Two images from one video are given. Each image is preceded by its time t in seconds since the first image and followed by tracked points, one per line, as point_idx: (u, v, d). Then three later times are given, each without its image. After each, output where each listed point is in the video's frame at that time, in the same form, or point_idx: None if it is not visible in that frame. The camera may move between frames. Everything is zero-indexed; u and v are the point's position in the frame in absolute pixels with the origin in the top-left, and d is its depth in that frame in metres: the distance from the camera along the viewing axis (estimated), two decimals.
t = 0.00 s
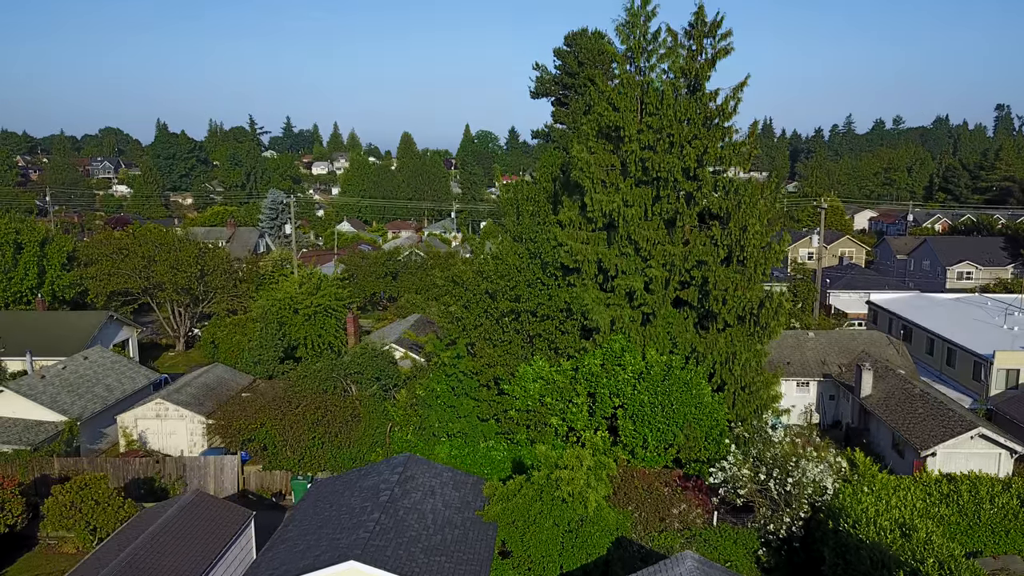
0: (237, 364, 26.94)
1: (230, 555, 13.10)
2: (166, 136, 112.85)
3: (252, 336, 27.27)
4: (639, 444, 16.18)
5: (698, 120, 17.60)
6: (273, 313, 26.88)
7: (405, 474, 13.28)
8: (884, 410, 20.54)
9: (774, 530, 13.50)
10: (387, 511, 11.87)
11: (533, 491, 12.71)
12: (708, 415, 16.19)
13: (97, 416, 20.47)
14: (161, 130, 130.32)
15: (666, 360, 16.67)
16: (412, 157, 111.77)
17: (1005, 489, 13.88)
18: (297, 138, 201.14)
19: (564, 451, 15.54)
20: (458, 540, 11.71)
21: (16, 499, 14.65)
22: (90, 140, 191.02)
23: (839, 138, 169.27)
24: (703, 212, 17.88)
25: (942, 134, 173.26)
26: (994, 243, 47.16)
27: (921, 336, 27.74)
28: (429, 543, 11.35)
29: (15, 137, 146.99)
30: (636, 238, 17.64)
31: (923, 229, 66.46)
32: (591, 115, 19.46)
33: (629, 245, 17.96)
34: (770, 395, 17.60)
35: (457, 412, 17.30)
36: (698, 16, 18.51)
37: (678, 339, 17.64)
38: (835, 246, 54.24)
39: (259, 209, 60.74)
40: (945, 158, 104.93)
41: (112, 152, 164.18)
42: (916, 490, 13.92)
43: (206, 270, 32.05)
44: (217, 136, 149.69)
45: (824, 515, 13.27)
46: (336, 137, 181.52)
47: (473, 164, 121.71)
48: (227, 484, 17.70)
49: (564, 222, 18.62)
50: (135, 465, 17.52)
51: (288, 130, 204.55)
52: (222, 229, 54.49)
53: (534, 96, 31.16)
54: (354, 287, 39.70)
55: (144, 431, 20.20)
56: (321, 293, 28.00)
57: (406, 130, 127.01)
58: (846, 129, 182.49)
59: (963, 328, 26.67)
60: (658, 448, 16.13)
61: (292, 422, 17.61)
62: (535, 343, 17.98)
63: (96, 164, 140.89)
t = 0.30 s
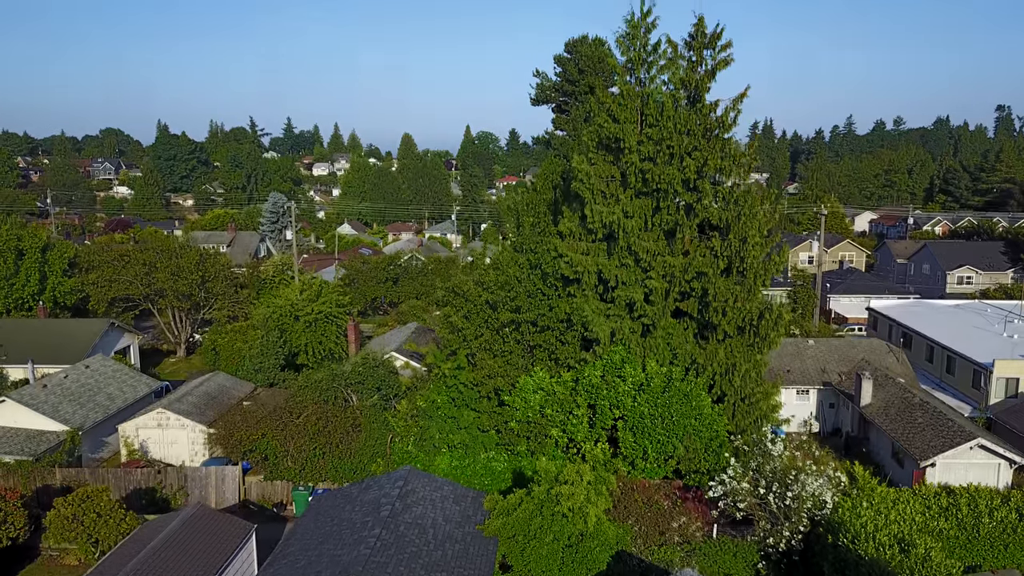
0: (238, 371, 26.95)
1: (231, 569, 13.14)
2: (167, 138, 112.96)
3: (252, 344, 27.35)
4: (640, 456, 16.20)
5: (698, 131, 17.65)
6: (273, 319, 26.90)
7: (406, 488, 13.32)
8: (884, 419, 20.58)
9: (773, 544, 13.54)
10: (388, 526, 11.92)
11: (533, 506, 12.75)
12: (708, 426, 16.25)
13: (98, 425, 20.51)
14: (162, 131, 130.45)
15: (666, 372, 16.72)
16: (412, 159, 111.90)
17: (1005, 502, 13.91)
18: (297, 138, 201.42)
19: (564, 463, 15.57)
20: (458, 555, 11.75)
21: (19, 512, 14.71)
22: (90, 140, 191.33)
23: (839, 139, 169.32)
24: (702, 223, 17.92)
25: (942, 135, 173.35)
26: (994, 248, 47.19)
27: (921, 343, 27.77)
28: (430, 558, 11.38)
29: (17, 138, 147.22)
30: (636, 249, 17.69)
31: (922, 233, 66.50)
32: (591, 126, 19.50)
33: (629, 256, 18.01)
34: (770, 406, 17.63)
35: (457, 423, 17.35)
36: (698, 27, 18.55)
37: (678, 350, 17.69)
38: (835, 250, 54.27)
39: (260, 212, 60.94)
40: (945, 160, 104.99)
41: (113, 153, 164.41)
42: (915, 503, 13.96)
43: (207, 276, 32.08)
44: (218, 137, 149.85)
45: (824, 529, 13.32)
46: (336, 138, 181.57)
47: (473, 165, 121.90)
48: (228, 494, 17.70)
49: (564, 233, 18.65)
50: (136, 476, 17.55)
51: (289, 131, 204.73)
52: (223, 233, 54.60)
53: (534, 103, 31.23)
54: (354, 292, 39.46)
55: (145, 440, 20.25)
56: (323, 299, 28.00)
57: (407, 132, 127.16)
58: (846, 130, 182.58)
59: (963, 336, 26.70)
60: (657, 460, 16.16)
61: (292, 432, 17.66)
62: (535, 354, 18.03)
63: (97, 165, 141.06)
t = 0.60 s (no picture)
0: (239, 379, 26.97)
1: None
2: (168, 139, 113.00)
3: (252, 350, 27.44)
4: (640, 468, 16.24)
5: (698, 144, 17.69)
6: (275, 326, 27.84)
7: (407, 502, 13.38)
8: (885, 429, 20.60)
9: (773, 558, 13.59)
10: (389, 542, 11.96)
11: (534, 520, 12.79)
12: (708, 438, 16.30)
13: (100, 435, 20.58)
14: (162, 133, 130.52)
15: (666, 384, 16.76)
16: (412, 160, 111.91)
17: (1004, 516, 13.95)
18: (297, 139, 201.58)
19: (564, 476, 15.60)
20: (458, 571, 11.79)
21: (21, 525, 14.75)
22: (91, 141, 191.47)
23: (839, 140, 169.22)
24: (702, 235, 17.97)
25: (942, 136, 173.23)
26: (994, 252, 47.21)
27: (921, 351, 27.80)
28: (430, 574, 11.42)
29: (18, 138, 147.47)
30: (636, 261, 17.75)
31: (923, 236, 66.51)
32: (591, 137, 19.55)
33: (629, 267, 18.06)
34: (770, 417, 17.67)
35: (458, 435, 17.37)
36: (698, 39, 18.58)
37: (678, 362, 17.74)
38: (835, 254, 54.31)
39: (261, 215, 61.09)
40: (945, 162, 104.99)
41: (114, 154, 164.52)
42: (915, 517, 13.98)
43: (208, 282, 32.10)
44: (218, 138, 149.95)
45: (823, 543, 13.39)
46: (336, 139, 181.64)
47: (473, 166, 121.92)
48: (229, 505, 17.76)
49: (564, 244, 18.70)
50: (138, 486, 17.59)
51: (290, 132, 205.08)
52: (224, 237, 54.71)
53: (534, 110, 31.28)
54: (355, 297, 39.88)
55: (147, 450, 20.31)
56: (322, 306, 29.11)
57: (407, 133, 127.24)
58: (846, 130, 182.49)
59: (963, 344, 26.73)
60: (657, 472, 16.20)
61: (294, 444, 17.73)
62: (535, 365, 18.09)
63: (98, 166, 141.14)
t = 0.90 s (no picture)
0: (240, 387, 26.98)
1: None
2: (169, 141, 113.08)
3: (253, 358, 27.49)
4: (640, 481, 16.27)
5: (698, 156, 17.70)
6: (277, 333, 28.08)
7: (407, 518, 13.42)
8: (885, 439, 20.64)
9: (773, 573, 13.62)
10: (389, 559, 12.00)
11: (534, 536, 12.79)
12: (708, 450, 16.39)
13: (101, 445, 20.63)
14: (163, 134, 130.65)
15: (666, 396, 16.80)
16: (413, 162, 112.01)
17: (1003, 531, 13.97)
18: (298, 139, 201.75)
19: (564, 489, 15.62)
20: None
21: (23, 538, 14.79)
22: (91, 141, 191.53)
23: (839, 142, 169.32)
24: (702, 247, 17.99)
25: (943, 137, 173.13)
26: (994, 257, 47.23)
27: (921, 359, 27.82)
28: None
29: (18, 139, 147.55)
30: (636, 273, 17.79)
31: (923, 239, 66.52)
32: (592, 149, 19.60)
33: (629, 279, 18.10)
34: (770, 429, 17.69)
35: (459, 448, 17.37)
36: (698, 51, 18.62)
37: (678, 374, 17.78)
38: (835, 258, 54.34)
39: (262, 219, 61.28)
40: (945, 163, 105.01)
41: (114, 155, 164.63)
42: (913, 530, 14.03)
43: (209, 289, 32.15)
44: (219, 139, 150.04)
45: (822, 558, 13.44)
46: (336, 140, 181.69)
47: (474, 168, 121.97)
48: (231, 516, 17.80)
49: (564, 256, 18.73)
50: (139, 498, 17.63)
51: (291, 133, 205.41)
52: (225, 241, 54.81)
53: (535, 117, 31.34)
54: (355, 302, 39.94)
55: (148, 459, 20.37)
56: (323, 314, 29.31)
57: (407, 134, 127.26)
58: (847, 130, 182.52)
59: (963, 352, 26.74)
60: (657, 484, 16.23)
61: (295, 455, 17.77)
62: (535, 377, 18.14)
63: (99, 166, 141.23)
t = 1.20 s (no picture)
0: (241, 395, 27.02)
1: None
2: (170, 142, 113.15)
3: (254, 367, 27.54)
4: (640, 494, 16.31)
5: (698, 169, 17.71)
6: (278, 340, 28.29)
7: (407, 534, 13.47)
8: (884, 450, 20.67)
9: None
10: None
11: (533, 553, 12.80)
12: (708, 463, 16.42)
13: (102, 455, 20.67)
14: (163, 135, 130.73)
15: (666, 410, 16.84)
16: (413, 163, 112.19)
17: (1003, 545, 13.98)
18: (299, 140, 202.24)
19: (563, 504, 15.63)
20: None
21: (24, 553, 14.80)
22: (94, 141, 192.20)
23: (839, 143, 169.65)
24: (702, 259, 18.01)
25: (942, 138, 173.45)
26: (994, 261, 47.29)
27: (921, 367, 27.83)
28: None
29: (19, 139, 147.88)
30: (636, 285, 17.83)
31: (922, 242, 66.61)
32: (592, 162, 19.66)
33: (628, 291, 18.14)
34: (770, 441, 17.71)
35: (460, 462, 17.30)
36: (698, 64, 18.61)
37: (678, 387, 17.81)
38: (835, 262, 54.39)
39: (262, 222, 61.44)
40: (945, 165, 105.08)
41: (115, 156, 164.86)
42: (913, 546, 14.06)
43: (210, 297, 32.19)
44: (220, 140, 150.06)
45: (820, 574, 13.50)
46: (336, 141, 181.66)
47: (474, 169, 122.11)
48: (232, 527, 17.88)
49: (564, 268, 18.76)
50: (140, 510, 17.66)
51: (290, 134, 205.21)
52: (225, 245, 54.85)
53: (535, 124, 31.39)
54: (355, 308, 39.96)
55: (149, 470, 20.40)
56: (324, 322, 29.50)
57: (408, 135, 127.49)
58: (846, 131, 182.87)
59: (963, 361, 26.75)
60: (657, 498, 16.26)
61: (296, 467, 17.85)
62: (536, 390, 18.20)
63: (99, 167, 141.23)
